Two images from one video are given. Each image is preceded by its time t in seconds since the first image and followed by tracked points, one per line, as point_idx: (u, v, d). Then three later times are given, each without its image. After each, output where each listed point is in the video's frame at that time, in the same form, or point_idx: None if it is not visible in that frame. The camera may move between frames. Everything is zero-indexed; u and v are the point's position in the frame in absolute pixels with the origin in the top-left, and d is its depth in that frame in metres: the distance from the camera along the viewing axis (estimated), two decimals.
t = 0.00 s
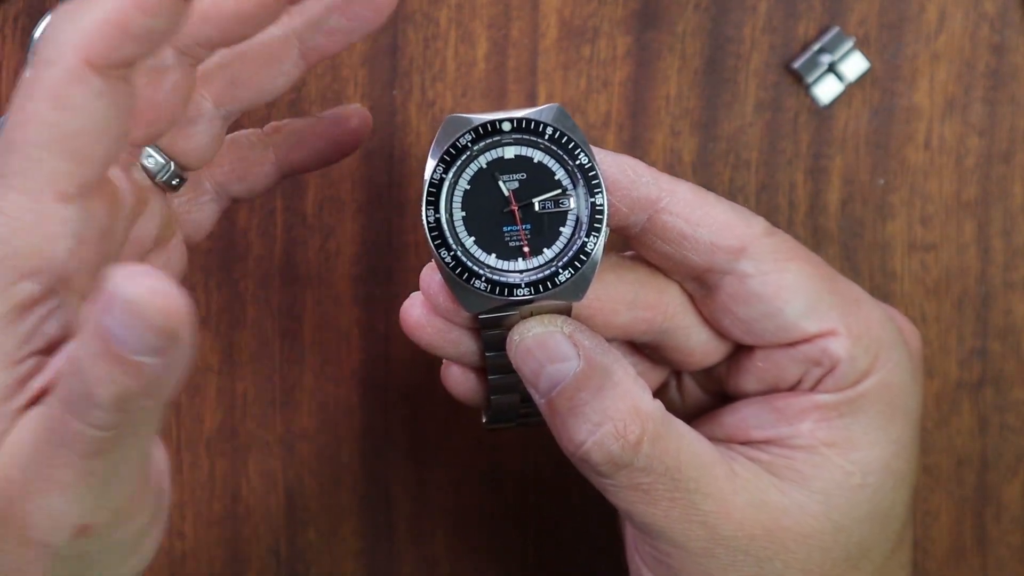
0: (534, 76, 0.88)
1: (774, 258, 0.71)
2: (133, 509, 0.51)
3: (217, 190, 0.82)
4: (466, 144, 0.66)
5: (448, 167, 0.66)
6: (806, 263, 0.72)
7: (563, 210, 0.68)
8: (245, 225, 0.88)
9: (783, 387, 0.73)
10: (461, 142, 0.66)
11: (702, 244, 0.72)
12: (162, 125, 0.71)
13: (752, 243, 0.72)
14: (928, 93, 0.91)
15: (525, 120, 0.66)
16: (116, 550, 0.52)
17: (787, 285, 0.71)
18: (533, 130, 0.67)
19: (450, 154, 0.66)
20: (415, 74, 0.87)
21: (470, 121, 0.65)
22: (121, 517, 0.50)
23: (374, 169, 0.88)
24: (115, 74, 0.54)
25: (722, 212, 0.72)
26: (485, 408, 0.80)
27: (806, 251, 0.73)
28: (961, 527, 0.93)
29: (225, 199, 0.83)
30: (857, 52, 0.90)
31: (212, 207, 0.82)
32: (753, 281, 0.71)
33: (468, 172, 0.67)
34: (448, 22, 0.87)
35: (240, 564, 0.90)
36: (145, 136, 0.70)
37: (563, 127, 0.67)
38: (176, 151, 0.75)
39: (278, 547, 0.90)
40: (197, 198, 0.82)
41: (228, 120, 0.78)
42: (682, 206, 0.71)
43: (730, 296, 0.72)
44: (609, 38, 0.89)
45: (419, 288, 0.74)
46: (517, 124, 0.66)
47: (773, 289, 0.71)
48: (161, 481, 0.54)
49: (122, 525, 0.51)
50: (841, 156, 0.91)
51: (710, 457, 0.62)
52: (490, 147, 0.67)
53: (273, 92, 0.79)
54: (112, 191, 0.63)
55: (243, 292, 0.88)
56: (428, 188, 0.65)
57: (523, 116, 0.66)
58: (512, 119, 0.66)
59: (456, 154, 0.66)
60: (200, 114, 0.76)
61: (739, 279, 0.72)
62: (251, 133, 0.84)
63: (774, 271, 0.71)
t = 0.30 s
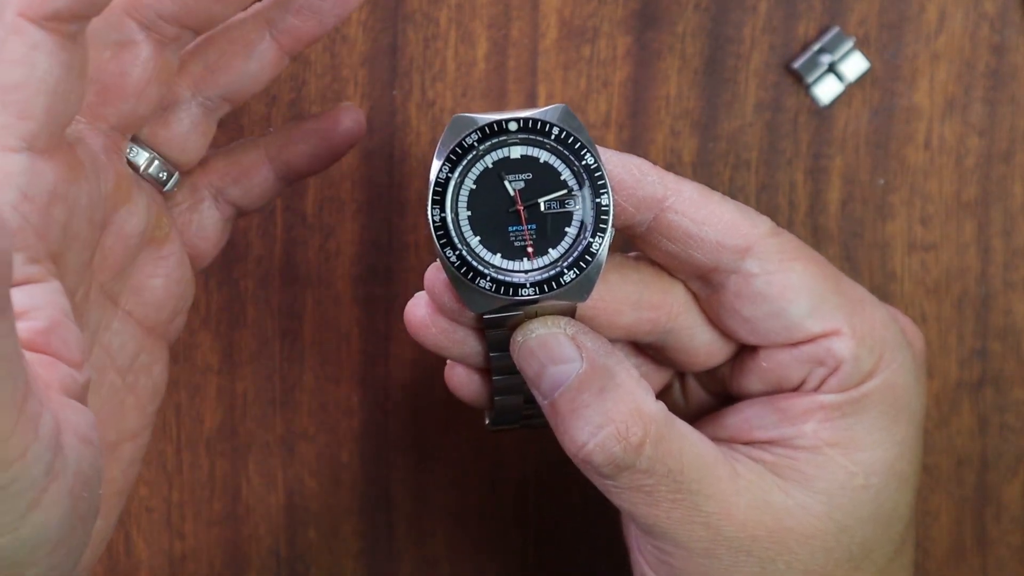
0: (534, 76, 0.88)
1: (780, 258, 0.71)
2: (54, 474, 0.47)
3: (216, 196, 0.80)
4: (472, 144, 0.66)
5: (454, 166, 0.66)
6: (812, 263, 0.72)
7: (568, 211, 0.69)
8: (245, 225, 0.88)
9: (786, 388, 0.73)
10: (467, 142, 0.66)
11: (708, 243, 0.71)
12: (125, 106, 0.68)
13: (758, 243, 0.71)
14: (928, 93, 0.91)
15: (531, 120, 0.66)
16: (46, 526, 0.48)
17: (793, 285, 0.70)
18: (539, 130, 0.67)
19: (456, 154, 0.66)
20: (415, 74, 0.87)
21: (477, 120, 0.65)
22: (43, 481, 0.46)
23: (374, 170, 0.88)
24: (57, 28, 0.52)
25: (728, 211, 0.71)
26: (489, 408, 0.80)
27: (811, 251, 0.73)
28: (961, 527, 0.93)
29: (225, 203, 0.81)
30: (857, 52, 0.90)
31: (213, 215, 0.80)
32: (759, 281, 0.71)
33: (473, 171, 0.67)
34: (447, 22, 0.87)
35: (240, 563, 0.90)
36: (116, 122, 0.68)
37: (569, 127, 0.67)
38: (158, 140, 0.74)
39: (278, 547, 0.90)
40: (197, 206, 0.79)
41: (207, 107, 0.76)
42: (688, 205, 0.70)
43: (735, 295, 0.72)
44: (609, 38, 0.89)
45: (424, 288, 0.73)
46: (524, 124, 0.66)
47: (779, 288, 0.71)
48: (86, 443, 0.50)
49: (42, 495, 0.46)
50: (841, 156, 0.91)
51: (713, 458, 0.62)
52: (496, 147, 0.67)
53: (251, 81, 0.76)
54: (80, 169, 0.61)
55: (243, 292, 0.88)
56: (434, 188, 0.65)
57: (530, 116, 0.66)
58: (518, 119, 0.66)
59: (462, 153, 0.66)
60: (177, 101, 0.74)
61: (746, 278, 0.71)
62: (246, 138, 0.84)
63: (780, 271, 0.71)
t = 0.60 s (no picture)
0: (534, 77, 0.88)
1: (776, 259, 0.71)
2: (53, 463, 0.47)
3: (196, 177, 0.80)
4: (467, 145, 0.66)
5: (449, 168, 0.66)
6: (809, 264, 0.71)
7: (564, 211, 0.68)
8: (245, 225, 0.88)
9: (783, 388, 0.73)
10: (462, 143, 0.66)
11: (704, 243, 0.71)
12: (104, 91, 0.69)
13: (755, 243, 0.71)
14: (928, 93, 0.91)
15: (526, 121, 0.66)
16: (45, 515, 0.48)
17: (789, 286, 0.70)
18: (534, 131, 0.67)
19: (451, 155, 0.66)
20: (414, 75, 0.87)
21: (472, 122, 0.66)
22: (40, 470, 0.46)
23: (374, 170, 0.88)
24: (36, 17, 0.52)
25: (724, 211, 0.71)
26: (486, 409, 0.80)
27: (807, 252, 0.72)
28: (961, 527, 0.93)
29: (206, 185, 0.80)
30: (857, 52, 0.90)
31: (195, 198, 0.80)
32: (755, 281, 0.71)
33: (469, 173, 0.67)
34: (447, 22, 0.87)
35: (241, 563, 0.90)
36: (97, 108, 0.69)
37: (564, 128, 0.67)
38: (138, 125, 0.73)
39: (278, 547, 0.91)
40: (178, 188, 0.79)
41: (186, 90, 0.75)
42: (684, 206, 0.70)
43: (731, 296, 0.72)
44: (609, 38, 0.89)
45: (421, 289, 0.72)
46: (519, 125, 0.66)
47: (775, 289, 0.71)
48: (84, 430, 0.50)
49: (42, 483, 0.47)
50: (841, 156, 0.91)
51: (710, 459, 0.62)
52: (491, 148, 0.67)
53: (230, 65, 0.76)
54: (65, 160, 0.60)
55: (243, 292, 0.88)
56: (429, 189, 0.66)
57: (525, 117, 0.66)
58: (513, 121, 0.66)
59: (457, 155, 0.66)
60: (156, 84, 0.74)
61: (741, 279, 0.71)
62: (228, 118, 0.83)
63: (776, 272, 0.71)
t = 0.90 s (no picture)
0: (534, 77, 0.88)
1: (775, 259, 0.71)
2: (43, 454, 0.49)
3: (193, 175, 0.79)
4: (467, 146, 0.66)
5: (449, 169, 0.66)
6: (808, 263, 0.71)
7: (563, 212, 0.68)
8: (245, 225, 0.88)
9: (782, 389, 0.73)
10: (462, 144, 0.66)
11: (704, 243, 0.71)
12: (97, 86, 0.69)
13: (754, 242, 0.71)
14: (928, 93, 0.91)
15: (526, 122, 0.66)
16: (37, 506, 0.50)
17: (788, 286, 0.70)
18: (534, 131, 0.67)
19: (451, 156, 0.66)
20: (414, 75, 0.87)
21: (471, 122, 0.66)
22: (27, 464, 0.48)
23: (374, 171, 0.88)
24: (27, 11, 0.52)
25: (724, 211, 0.71)
26: (486, 409, 0.80)
27: (807, 252, 0.73)
28: (961, 527, 0.93)
29: (204, 183, 0.80)
30: (857, 52, 0.90)
31: (193, 195, 0.80)
32: (754, 281, 0.71)
33: (469, 173, 0.67)
34: (447, 23, 0.87)
35: (241, 563, 0.90)
36: (90, 103, 0.68)
37: (563, 129, 0.67)
38: (133, 121, 0.73)
39: (278, 547, 0.91)
40: (175, 185, 0.79)
41: (182, 87, 0.75)
42: (683, 206, 0.70)
43: (730, 295, 0.72)
44: (609, 38, 0.89)
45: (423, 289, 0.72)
46: (518, 126, 0.66)
47: (774, 289, 0.71)
48: (76, 422, 0.52)
49: (33, 474, 0.48)
50: (841, 156, 0.91)
51: (709, 459, 0.62)
52: (491, 149, 0.67)
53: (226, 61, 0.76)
54: (55, 152, 0.60)
55: (243, 292, 0.88)
56: (429, 190, 0.66)
57: (524, 118, 0.66)
58: (513, 121, 0.66)
59: (457, 155, 0.66)
60: (151, 80, 0.74)
61: (741, 279, 0.71)
62: (223, 116, 0.83)
63: (775, 272, 0.71)
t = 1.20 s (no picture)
0: (535, 76, 0.88)
1: (782, 248, 0.71)
2: (8, 367, 0.51)
3: (191, 170, 0.79)
4: (477, 131, 0.66)
5: (458, 154, 0.66)
6: (815, 253, 0.71)
7: (572, 199, 0.68)
8: (245, 224, 0.87)
9: (788, 379, 0.73)
10: (472, 130, 0.66)
11: (711, 232, 0.71)
12: (85, 54, 0.67)
13: (761, 232, 0.71)
14: (928, 94, 0.91)
15: (536, 108, 0.66)
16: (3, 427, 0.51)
17: (796, 276, 0.70)
18: (544, 118, 0.67)
19: (461, 142, 0.66)
20: (415, 74, 0.87)
21: (481, 108, 0.65)
22: None
23: (375, 170, 0.88)
24: None
25: (731, 200, 0.71)
26: (491, 398, 0.80)
27: (814, 242, 0.73)
28: (961, 527, 0.93)
29: (202, 179, 0.80)
30: (857, 52, 0.90)
31: (191, 189, 0.79)
32: (761, 270, 0.71)
33: (478, 160, 0.67)
34: (448, 22, 0.87)
35: (241, 563, 0.90)
36: (80, 71, 0.67)
37: (573, 116, 0.67)
38: (128, 105, 0.73)
39: (278, 546, 0.90)
40: (173, 180, 0.78)
41: (176, 75, 0.76)
42: (691, 194, 0.70)
43: (737, 285, 0.72)
44: (609, 38, 0.89)
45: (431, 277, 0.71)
46: (528, 113, 0.66)
47: (782, 278, 0.70)
48: (42, 350, 0.55)
49: None
50: (842, 156, 0.91)
51: (715, 448, 0.62)
52: (501, 135, 0.67)
53: (220, 52, 0.77)
54: (40, 102, 0.61)
55: (243, 292, 0.88)
56: (438, 175, 0.65)
57: (534, 104, 0.66)
58: (522, 108, 0.66)
59: (467, 141, 0.66)
60: (145, 67, 0.74)
61: (748, 268, 0.71)
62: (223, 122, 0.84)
63: (782, 261, 0.71)
